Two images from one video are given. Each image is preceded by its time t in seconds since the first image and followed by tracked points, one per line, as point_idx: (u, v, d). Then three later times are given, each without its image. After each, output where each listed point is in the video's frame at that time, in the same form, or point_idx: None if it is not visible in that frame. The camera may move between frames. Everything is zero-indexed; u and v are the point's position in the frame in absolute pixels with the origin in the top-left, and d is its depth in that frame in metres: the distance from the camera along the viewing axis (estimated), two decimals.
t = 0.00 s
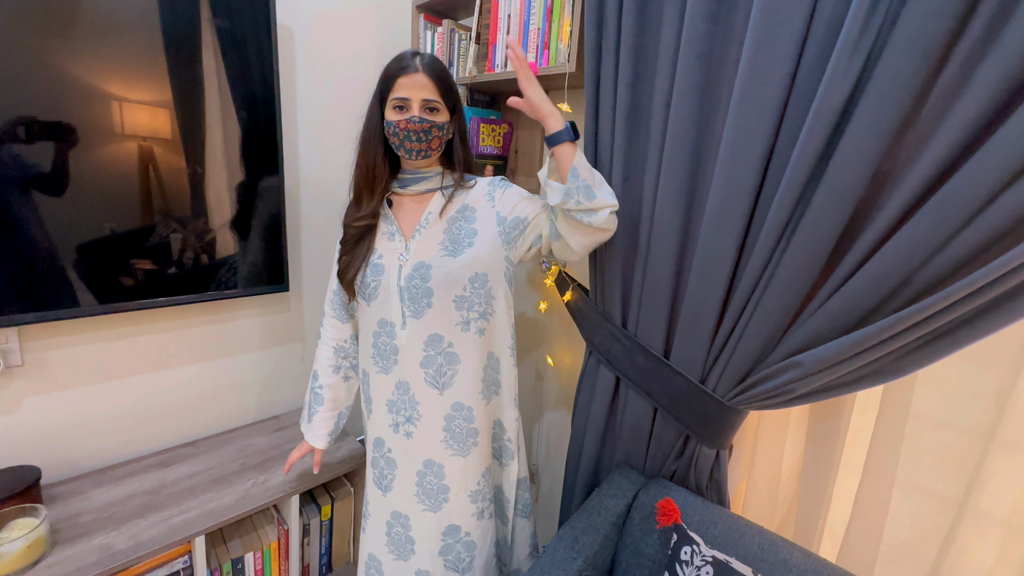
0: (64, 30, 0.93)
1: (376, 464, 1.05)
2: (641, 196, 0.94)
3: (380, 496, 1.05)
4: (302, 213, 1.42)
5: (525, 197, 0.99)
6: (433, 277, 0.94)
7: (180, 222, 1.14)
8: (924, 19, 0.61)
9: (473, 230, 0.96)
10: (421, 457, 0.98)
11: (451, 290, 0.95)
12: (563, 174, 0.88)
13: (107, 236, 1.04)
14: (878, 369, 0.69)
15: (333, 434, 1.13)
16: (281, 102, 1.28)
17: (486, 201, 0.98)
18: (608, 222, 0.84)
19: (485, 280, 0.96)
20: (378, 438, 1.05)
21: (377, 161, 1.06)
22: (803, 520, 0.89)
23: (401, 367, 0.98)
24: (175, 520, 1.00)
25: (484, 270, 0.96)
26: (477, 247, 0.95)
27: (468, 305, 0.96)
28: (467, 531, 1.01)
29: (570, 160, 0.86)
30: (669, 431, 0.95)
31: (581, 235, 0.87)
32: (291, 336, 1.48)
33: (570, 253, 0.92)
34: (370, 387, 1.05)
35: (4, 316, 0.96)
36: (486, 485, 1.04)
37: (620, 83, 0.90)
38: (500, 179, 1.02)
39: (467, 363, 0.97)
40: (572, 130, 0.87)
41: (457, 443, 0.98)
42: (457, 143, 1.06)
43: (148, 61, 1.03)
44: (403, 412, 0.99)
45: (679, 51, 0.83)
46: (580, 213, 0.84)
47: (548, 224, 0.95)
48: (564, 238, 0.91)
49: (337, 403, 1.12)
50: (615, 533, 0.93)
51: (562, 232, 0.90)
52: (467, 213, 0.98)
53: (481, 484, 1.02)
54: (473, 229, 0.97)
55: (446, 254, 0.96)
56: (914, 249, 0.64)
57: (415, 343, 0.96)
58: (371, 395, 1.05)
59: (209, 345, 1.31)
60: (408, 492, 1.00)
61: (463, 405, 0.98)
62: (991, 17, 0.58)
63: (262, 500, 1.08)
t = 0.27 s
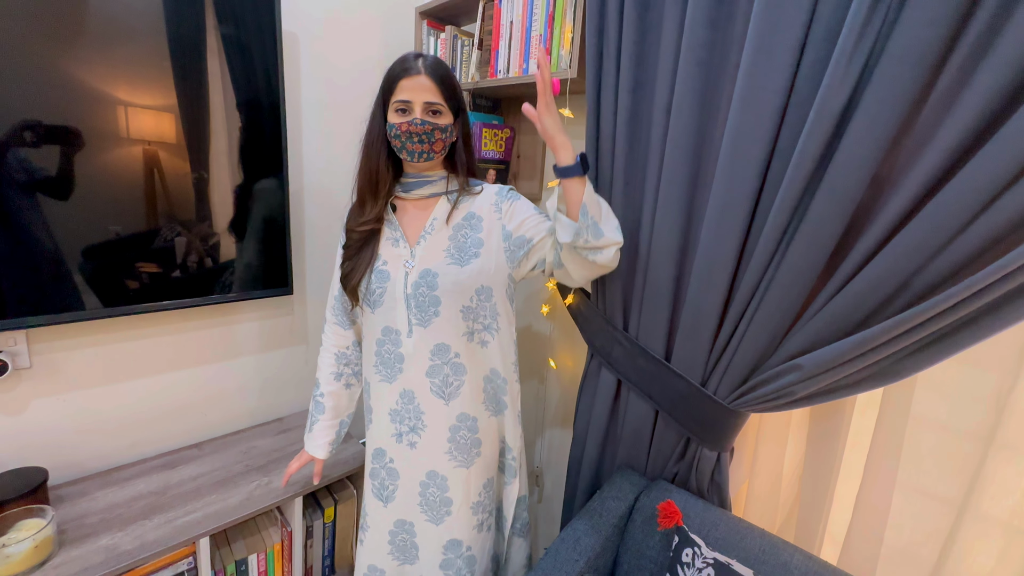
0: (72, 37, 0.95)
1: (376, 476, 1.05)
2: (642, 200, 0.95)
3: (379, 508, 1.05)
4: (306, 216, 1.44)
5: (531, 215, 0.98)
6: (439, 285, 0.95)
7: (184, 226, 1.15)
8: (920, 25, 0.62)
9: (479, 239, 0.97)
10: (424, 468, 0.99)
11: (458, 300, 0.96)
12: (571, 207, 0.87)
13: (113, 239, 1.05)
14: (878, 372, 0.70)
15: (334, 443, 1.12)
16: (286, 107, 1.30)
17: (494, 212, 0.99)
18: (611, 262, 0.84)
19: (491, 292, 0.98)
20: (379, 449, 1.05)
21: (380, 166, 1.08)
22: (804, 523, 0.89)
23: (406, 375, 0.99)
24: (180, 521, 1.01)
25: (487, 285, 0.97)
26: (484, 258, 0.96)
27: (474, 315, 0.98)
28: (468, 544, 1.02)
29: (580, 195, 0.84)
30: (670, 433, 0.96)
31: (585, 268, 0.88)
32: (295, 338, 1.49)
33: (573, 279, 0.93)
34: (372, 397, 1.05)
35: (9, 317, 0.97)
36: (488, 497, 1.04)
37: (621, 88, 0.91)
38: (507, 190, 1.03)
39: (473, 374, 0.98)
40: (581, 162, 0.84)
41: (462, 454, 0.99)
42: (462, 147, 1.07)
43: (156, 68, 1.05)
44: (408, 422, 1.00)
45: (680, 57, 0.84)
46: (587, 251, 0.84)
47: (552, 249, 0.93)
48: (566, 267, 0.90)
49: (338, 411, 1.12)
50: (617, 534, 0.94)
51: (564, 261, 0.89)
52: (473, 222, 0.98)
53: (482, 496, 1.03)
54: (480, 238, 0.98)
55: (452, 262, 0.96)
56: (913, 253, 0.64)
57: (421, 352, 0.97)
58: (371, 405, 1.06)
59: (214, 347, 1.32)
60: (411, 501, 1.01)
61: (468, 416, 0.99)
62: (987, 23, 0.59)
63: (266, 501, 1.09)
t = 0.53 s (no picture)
0: (81, 45, 0.97)
1: (382, 485, 1.05)
2: (644, 206, 0.96)
3: (387, 513, 1.05)
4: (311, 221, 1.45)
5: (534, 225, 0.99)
6: (443, 293, 0.96)
7: (189, 229, 1.16)
8: (919, 33, 0.62)
9: (484, 246, 0.98)
10: (429, 479, 1.01)
11: (462, 311, 0.97)
12: (568, 227, 0.90)
13: (117, 243, 1.06)
14: (879, 377, 0.70)
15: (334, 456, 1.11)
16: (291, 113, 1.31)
17: (501, 221, 1.00)
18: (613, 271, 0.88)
19: (495, 303, 0.99)
20: (386, 459, 1.04)
21: (383, 171, 1.10)
22: (806, 527, 0.90)
23: (410, 386, 0.99)
24: (185, 524, 1.02)
25: (491, 294, 0.98)
26: (488, 268, 0.97)
27: (478, 326, 0.99)
28: (472, 560, 1.02)
29: (575, 211, 0.89)
30: (673, 438, 0.96)
31: (590, 282, 0.90)
32: (299, 342, 1.50)
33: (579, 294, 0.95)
34: (374, 407, 1.05)
35: (13, 320, 0.98)
36: (493, 510, 1.05)
37: (623, 94, 0.92)
38: (515, 198, 1.03)
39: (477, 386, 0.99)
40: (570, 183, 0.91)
41: (467, 468, 0.99)
42: (464, 149, 1.08)
43: (163, 75, 1.07)
44: (413, 433, 1.01)
45: (681, 64, 0.85)
46: (589, 264, 0.87)
47: (557, 264, 0.97)
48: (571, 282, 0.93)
49: (339, 422, 1.11)
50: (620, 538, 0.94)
51: (569, 275, 0.92)
52: (479, 229, 0.99)
53: (487, 510, 1.03)
54: (484, 246, 0.98)
55: (456, 270, 0.97)
56: (914, 257, 0.65)
57: (426, 362, 0.98)
58: (375, 415, 1.05)
59: (219, 351, 1.33)
60: (421, 509, 1.02)
61: (472, 428, 0.99)
62: (985, 31, 0.60)
63: (270, 505, 1.09)
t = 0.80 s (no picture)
0: (92, 52, 0.98)
1: (390, 490, 1.05)
2: (647, 212, 0.96)
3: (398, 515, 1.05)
4: (316, 226, 1.46)
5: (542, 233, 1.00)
6: (450, 296, 0.96)
7: (194, 233, 1.17)
8: (919, 41, 0.63)
9: (490, 250, 0.98)
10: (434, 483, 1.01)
11: (469, 314, 0.98)
12: (579, 238, 0.88)
13: (123, 246, 1.08)
14: (883, 382, 0.70)
15: (331, 458, 1.09)
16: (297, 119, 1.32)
17: (509, 226, 1.00)
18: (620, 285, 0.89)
19: (501, 308, 1.00)
20: (394, 462, 1.04)
21: (392, 177, 1.11)
22: (809, 533, 0.90)
23: (417, 388, 1.00)
24: (188, 527, 1.02)
25: (497, 299, 0.99)
26: (495, 271, 0.97)
27: (486, 330, 0.99)
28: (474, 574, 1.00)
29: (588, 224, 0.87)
30: (675, 443, 0.96)
31: (594, 294, 0.91)
32: (302, 346, 1.50)
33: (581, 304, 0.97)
34: (379, 412, 1.05)
35: (19, 322, 0.99)
36: (496, 521, 1.04)
37: (626, 101, 0.93)
38: (523, 205, 1.03)
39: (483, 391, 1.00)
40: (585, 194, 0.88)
41: (471, 475, 0.99)
42: (473, 155, 1.08)
43: (171, 82, 1.08)
44: (421, 434, 1.01)
45: (683, 72, 0.86)
46: (598, 278, 0.87)
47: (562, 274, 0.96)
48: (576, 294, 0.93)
49: (342, 424, 1.10)
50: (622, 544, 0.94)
51: (575, 288, 0.92)
52: (487, 233, 0.99)
53: (491, 521, 1.02)
54: (491, 250, 0.98)
55: (462, 273, 0.97)
56: (915, 263, 0.65)
57: (433, 365, 0.98)
58: (379, 420, 1.05)
59: (223, 354, 1.34)
60: (428, 513, 1.03)
61: (478, 434, 0.99)
62: (984, 39, 0.60)
63: (272, 508, 1.10)
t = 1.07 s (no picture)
0: (95, 56, 0.99)
1: (383, 486, 1.05)
2: (648, 215, 0.97)
3: (391, 514, 1.05)
4: (317, 228, 1.47)
5: (543, 240, 1.00)
6: (451, 298, 0.97)
7: (194, 236, 1.18)
8: (920, 46, 0.63)
9: (490, 254, 0.99)
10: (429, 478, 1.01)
11: (469, 316, 0.98)
12: (578, 252, 0.90)
13: (123, 249, 1.08)
14: (884, 387, 0.70)
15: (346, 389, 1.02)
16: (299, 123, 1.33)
17: (510, 232, 1.00)
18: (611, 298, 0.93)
19: (500, 311, 1.01)
20: (389, 458, 1.05)
21: (395, 182, 1.12)
22: (811, 537, 0.90)
23: (416, 386, 1.00)
24: (188, 530, 1.02)
25: (496, 301, 1.00)
26: (495, 274, 0.98)
27: (484, 332, 1.00)
28: (469, 564, 1.01)
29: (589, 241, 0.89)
30: (676, 447, 0.96)
31: (589, 305, 0.95)
32: (303, 348, 1.50)
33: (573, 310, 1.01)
34: (381, 406, 1.06)
35: (20, 325, 0.99)
36: (492, 515, 1.05)
37: (627, 105, 0.93)
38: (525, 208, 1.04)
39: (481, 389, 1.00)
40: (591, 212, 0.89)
41: (466, 469, 0.99)
42: (473, 160, 1.09)
43: (173, 85, 1.09)
44: (419, 432, 1.01)
45: (684, 76, 0.86)
46: (594, 291, 0.91)
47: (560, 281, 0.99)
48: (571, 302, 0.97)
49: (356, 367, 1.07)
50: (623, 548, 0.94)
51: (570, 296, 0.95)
52: (489, 240, 1.00)
53: (486, 514, 1.03)
54: (491, 254, 0.99)
55: (463, 276, 0.98)
56: (916, 268, 0.65)
57: (432, 364, 0.99)
58: (380, 414, 1.07)
59: (224, 357, 1.34)
60: (420, 510, 1.02)
61: (474, 431, 1.00)
62: (984, 45, 0.60)
63: (272, 511, 1.09)
